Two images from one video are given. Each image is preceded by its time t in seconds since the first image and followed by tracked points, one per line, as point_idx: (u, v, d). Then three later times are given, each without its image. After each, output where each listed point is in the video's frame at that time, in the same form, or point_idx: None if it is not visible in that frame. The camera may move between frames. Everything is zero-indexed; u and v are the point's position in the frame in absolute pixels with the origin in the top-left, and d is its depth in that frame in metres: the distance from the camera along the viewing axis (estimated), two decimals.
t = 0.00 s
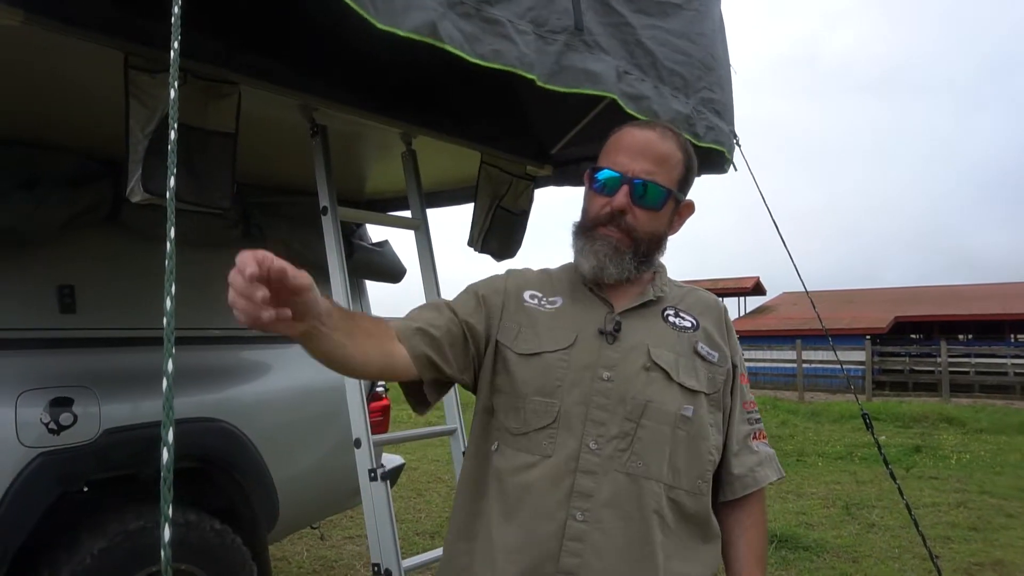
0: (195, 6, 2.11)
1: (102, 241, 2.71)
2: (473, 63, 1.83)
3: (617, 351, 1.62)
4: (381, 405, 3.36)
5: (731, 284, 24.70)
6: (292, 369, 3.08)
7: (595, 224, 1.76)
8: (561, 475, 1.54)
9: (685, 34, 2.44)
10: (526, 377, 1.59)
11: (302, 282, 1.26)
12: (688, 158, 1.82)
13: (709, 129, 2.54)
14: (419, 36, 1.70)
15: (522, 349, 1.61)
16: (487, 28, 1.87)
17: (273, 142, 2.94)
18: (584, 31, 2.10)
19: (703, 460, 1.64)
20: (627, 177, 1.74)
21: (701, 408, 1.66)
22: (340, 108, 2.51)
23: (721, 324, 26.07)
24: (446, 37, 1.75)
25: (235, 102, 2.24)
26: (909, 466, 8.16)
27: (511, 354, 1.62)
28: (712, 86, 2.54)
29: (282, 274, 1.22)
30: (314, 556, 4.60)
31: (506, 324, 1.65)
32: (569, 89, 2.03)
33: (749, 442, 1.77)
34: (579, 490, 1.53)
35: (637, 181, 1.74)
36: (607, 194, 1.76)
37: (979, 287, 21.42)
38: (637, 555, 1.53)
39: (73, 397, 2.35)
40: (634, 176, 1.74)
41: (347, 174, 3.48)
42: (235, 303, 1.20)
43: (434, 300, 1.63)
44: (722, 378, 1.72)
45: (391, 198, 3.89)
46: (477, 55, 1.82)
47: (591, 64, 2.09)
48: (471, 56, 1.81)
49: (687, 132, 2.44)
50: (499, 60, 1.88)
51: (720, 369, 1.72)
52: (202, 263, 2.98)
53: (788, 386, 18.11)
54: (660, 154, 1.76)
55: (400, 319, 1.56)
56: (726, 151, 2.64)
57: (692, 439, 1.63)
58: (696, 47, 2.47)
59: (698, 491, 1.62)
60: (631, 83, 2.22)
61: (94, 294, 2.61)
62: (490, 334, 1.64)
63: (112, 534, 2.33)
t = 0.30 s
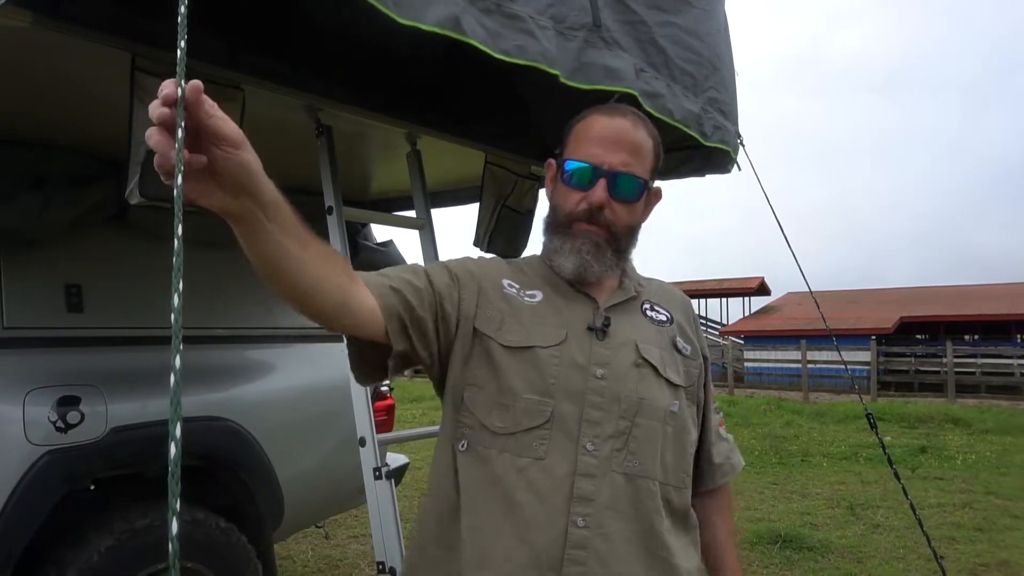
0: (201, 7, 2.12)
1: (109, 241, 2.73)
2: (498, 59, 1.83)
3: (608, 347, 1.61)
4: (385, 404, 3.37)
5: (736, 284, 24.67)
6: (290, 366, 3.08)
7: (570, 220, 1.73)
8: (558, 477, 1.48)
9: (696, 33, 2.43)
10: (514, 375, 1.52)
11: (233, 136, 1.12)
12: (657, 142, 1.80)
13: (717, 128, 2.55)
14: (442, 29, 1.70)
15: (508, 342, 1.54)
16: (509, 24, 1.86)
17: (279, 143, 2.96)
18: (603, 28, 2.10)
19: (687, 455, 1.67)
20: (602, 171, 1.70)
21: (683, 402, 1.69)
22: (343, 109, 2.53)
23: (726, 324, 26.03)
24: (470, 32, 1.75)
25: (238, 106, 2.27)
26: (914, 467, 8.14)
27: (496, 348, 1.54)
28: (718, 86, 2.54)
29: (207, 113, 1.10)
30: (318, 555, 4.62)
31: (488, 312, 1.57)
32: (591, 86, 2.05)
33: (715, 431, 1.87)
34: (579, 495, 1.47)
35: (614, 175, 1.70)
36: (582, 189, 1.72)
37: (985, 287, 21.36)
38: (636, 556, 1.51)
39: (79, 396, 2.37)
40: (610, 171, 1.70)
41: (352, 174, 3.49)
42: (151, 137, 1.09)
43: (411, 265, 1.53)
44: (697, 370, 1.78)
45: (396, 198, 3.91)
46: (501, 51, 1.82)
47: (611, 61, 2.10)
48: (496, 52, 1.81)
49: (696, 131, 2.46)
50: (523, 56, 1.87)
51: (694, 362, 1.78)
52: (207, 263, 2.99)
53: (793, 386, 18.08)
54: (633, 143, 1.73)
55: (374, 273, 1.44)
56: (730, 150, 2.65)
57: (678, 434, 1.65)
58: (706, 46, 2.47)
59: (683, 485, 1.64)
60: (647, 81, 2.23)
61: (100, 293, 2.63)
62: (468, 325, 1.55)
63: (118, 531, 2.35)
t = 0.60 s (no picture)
0: (207, 8, 2.13)
1: (116, 240, 2.74)
2: (521, 53, 1.82)
3: (573, 343, 1.59)
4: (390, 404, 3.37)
5: (741, 285, 24.64)
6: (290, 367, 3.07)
7: (528, 218, 1.67)
8: (528, 480, 1.46)
9: (697, 34, 2.43)
10: (473, 380, 1.49)
11: (199, 158, 1.15)
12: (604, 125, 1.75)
13: (718, 129, 2.54)
14: (466, 20, 1.69)
15: (464, 349, 1.51)
16: (529, 17, 1.85)
17: (285, 142, 2.96)
18: (615, 26, 2.11)
19: (650, 445, 1.69)
20: (555, 163, 1.64)
21: (645, 391, 1.71)
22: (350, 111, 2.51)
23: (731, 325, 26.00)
24: (495, 23, 1.74)
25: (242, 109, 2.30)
26: (920, 468, 8.11)
27: (452, 355, 1.50)
28: (717, 88, 2.52)
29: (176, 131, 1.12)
30: (323, 554, 4.63)
31: (439, 321, 1.53)
32: (606, 82, 2.05)
33: (667, 419, 1.89)
34: (553, 497, 1.47)
35: (569, 166, 1.65)
36: (537, 183, 1.65)
37: (992, 287, 21.27)
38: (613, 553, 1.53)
39: (86, 395, 2.37)
40: (565, 162, 1.64)
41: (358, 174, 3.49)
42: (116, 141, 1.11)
43: (343, 286, 1.49)
44: (656, 358, 1.81)
45: (402, 198, 3.91)
46: (524, 44, 1.81)
47: (623, 59, 2.11)
48: (520, 45, 1.80)
49: (697, 132, 2.45)
50: (547, 48, 1.87)
51: (653, 350, 1.80)
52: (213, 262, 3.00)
53: (798, 387, 18.04)
54: (584, 130, 1.68)
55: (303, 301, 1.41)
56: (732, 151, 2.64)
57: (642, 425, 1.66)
58: (706, 47, 2.46)
59: (647, 476, 1.66)
60: (654, 81, 2.24)
61: (107, 292, 2.64)
62: (423, 334, 1.52)
63: (124, 531, 2.36)
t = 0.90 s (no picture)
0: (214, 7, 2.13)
1: (122, 238, 2.74)
2: (514, 54, 1.81)
3: (533, 340, 1.56)
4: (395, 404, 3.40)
5: (745, 284, 24.60)
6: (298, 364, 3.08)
7: (478, 216, 1.63)
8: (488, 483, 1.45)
9: (705, 33, 2.43)
10: (431, 384, 1.48)
11: (210, 166, 1.17)
12: (552, 113, 1.69)
13: (720, 129, 2.52)
14: (468, 22, 1.68)
15: (422, 354, 1.49)
16: (528, 19, 1.85)
17: (290, 141, 2.96)
18: (613, 28, 2.10)
19: (623, 440, 1.64)
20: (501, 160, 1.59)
21: (615, 383, 1.67)
22: (354, 107, 2.54)
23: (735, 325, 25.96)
24: (494, 25, 1.73)
25: (250, 108, 2.33)
26: (926, 469, 8.09)
27: (408, 360, 1.49)
28: (723, 87, 2.51)
29: (192, 137, 1.14)
30: (328, 553, 4.64)
31: (397, 328, 1.52)
32: (593, 85, 2.03)
33: (647, 411, 1.80)
34: (518, 499, 1.46)
35: (516, 160, 1.60)
36: (484, 180, 1.61)
37: (998, 287, 21.19)
38: (584, 552, 1.51)
39: (94, 394, 2.37)
40: (511, 156, 1.59)
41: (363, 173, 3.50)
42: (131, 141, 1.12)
43: (308, 299, 1.49)
44: (627, 348, 1.76)
45: (407, 197, 3.91)
46: (518, 45, 1.80)
47: (615, 62, 2.09)
48: (514, 47, 1.79)
49: (695, 134, 2.42)
50: (539, 52, 1.86)
51: (623, 342, 1.75)
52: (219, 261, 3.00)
53: (802, 387, 18.01)
54: (529, 122, 1.62)
55: (266, 315, 1.41)
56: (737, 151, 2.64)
57: (612, 419, 1.63)
58: (714, 46, 2.46)
59: (620, 472, 1.63)
60: (647, 83, 2.22)
61: (113, 291, 2.64)
62: (381, 340, 1.51)
63: (132, 530, 2.37)
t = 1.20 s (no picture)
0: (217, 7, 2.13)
1: (126, 238, 2.75)
2: (510, 57, 1.82)
3: (507, 338, 1.55)
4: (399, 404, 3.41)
5: (749, 284, 24.57)
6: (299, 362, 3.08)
7: (448, 214, 1.63)
8: (462, 482, 1.45)
9: (705, 34, 2.43)
10: (407, 384, 1.49)
11: (211, 186, 1.21)
12: (519, 109, 1.69)
13: (726, 127, 2.52)
14: (461, 27, 1.69)
15: (399, 357, 1.50)
16: (523, 22, 1.85)
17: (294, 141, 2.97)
18: (611, 29, 2.09)
19: (606, 436, 1.61)
20: (466, 155, 1.59)
21: (596, 378, 1.63)
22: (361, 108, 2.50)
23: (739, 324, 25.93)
24: (488, 30, 1.74)
25: (258, 107, 2.27)
26: (931, 469, 8.06)
27: (384, 362, 1.50)
28: (727, 87, 2.51)
29: (196, 156, 1.18)
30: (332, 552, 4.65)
31: (376, 332, 1.53)
32: (593, 87, 2.04)
33: (636, 408, 1.76)
34: (494, 496, 1.45)
35: (482, 155, 1.59)
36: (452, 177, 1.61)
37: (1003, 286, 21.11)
38: (566, 551, 1.49)
39: (99, 392, 2.39)
40: (476, 151, 1.59)
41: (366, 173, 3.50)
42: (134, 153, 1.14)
43: (295, 309, 1.49)
44: (611, 343, 1.72)
45: (411, 197, 3.92)
46: (511, 49, 1.80)
47: (616, 62, 2.09)
48: (510, 50, 1.80)
49: (703, 132, 2.42)
50: (534, 55, 1.86)
51: (607, 336, 1.71)
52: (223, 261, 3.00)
53: (807, 386, 17.98)
54: (494, 118, 1.62)
55: (254, 328, 1.43)
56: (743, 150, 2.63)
57: (593, 415, 1.60)
58: (715, 46, 2.46)
59: (603, 469, 1.59)
60: (649, 82, 2.22)
61: (118, 291, 2.65)
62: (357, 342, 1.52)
63: (137, 528, 2.38)
